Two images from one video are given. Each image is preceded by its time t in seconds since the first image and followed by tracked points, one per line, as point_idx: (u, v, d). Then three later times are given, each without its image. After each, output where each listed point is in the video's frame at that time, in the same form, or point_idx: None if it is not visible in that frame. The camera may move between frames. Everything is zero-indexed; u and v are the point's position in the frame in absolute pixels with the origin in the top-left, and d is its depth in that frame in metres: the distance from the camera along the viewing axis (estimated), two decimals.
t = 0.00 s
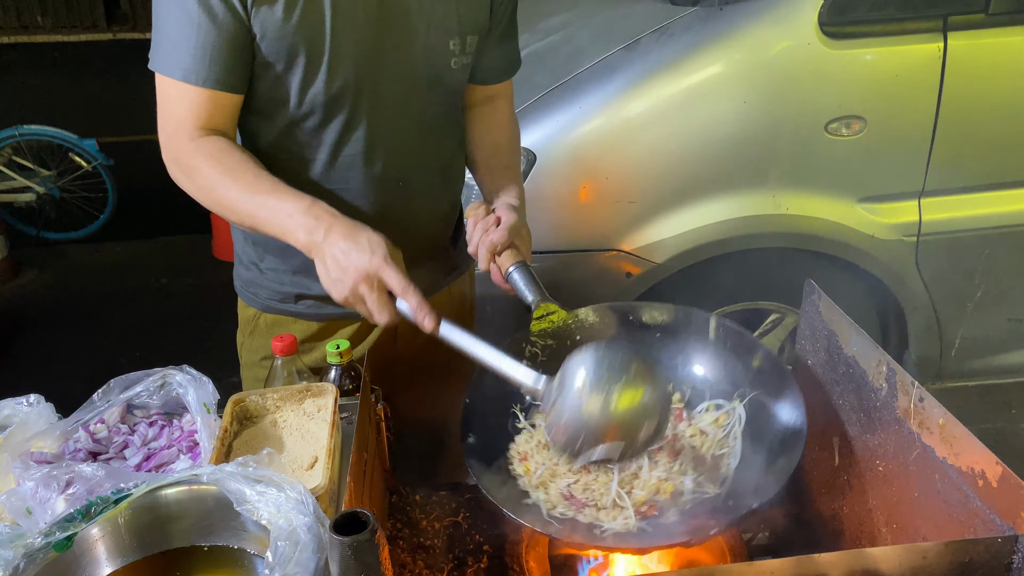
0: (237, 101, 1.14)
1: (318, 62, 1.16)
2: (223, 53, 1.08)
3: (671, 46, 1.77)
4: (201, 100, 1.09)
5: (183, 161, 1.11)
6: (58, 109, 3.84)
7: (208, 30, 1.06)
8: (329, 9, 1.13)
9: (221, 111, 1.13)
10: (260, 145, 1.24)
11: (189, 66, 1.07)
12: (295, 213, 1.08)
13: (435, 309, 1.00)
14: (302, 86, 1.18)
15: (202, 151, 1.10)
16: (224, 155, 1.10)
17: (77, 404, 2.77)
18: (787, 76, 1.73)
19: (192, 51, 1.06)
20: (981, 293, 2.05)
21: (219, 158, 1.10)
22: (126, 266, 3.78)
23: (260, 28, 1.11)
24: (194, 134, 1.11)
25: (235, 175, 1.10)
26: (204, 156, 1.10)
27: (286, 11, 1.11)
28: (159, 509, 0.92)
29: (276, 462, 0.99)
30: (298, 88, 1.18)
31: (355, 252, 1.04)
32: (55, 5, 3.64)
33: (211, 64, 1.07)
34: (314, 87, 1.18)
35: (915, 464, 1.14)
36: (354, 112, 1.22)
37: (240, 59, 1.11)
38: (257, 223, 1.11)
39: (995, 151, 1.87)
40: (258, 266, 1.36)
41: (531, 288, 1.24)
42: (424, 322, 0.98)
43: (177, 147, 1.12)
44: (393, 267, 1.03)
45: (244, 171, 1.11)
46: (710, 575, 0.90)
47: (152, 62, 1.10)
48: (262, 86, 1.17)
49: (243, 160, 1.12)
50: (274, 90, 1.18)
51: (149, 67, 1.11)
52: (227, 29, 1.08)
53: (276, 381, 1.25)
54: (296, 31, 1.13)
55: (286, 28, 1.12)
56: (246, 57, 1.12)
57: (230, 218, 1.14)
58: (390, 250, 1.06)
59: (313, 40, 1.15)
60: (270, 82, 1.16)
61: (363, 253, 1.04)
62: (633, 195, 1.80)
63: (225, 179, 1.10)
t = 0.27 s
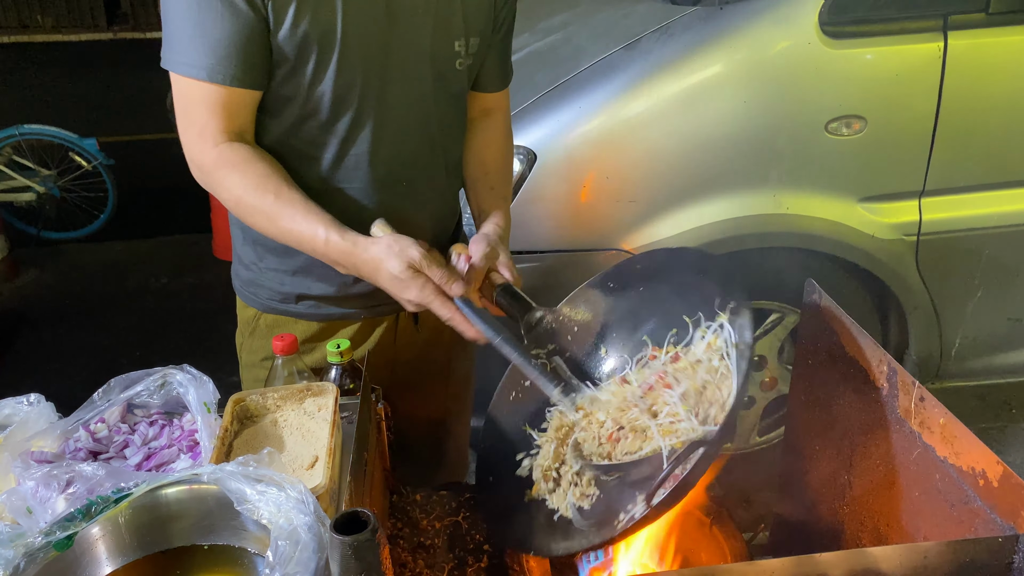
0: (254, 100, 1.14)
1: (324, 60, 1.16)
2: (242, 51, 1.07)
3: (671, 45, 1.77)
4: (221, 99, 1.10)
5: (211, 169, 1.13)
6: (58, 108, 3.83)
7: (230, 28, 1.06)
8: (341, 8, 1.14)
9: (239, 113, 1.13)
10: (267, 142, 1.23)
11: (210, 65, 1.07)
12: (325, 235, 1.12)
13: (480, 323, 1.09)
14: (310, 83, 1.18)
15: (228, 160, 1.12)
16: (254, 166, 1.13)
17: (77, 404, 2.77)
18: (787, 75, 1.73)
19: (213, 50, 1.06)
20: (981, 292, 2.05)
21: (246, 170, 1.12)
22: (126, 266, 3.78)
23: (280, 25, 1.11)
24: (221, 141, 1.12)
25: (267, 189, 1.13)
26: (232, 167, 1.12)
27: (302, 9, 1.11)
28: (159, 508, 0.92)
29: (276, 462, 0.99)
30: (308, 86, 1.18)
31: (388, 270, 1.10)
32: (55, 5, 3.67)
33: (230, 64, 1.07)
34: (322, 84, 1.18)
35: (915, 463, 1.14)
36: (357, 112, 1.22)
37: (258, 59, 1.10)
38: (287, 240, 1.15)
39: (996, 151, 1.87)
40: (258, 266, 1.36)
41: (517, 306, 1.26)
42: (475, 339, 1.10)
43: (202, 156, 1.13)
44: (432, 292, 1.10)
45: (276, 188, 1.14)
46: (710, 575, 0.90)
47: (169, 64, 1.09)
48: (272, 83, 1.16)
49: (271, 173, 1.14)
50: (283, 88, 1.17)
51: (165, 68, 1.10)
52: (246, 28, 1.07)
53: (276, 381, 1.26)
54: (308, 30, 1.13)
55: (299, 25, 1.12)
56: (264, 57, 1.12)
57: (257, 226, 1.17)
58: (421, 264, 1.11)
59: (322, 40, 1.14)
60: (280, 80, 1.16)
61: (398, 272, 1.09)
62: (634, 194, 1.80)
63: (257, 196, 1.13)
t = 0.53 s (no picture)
0: (252, 104, 1.13)
1: (326, 63, 1.16)
2: (242, 54, 1.07)
3: (671, 46, 1.77)
4: (220, 101, 1.09)
5: (202, 167, 1.12)
6: (59, 108, 3.84)
7: (230, 31, 1.05)
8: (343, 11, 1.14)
9: (236, 114, 1.12)
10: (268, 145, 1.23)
11: (209, 67, 1.06)
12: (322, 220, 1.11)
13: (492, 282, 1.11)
14: (311, 87, 1.17)
15: (220, 159, 1.10)
16: (246, 160, 1.11)
17: (77, 403, 2.77)
18: (786, 75, 1.73)
19: (212, 52, 1.05)
20: (981, 292, 2.05)
21: (238, 166, 1.11)
22: (126, 266, 3.79)
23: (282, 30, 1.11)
24: (212, 140, 1.11)
25: (259, 181, 1.11)
26: (224, 164, 1.11)
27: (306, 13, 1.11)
28: (160, 507, 0.92)
29: (276, 461, 0.99)
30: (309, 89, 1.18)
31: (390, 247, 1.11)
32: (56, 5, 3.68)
33: (231, 66, 1.06)
34: (323, 87, 1.18)
35: (915, 463, 1.14)
36: (358, 113, 1.22)
37: (258, 62, 1.10)
38: (284, 233, 1.14)
39: (995, 151, 1.87)
40: (258, 267, 1.36)
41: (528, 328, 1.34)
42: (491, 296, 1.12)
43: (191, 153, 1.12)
44: (437, 262, 1.12)
45: (269, 179, 1.13)
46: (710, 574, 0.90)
47: (169, 64, 1.08)
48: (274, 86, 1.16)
49: (263, 164, 1.13)
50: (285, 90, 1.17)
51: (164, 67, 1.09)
52: (247, 30, 1.07)
53: (276, 381, 1.26)
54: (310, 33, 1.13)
55: (303, 27, 1.11)
56: (265, 60, 1.11)
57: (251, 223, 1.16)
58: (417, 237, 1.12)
59: (326, 41, 1.14)
60: (280, 82, 1.16)
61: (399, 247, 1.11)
62: (634, 195, 1.80)
63: (252, 192, 1.11)
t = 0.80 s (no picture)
0: (242, 99, 1.14)
1: (324, 63, 1.17)
2: (233, 49, 1.08)
3: (671, 46, 1.78)
4: (209, 95, 1.10)
5: (183, 149, 1.11)
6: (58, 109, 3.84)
7: (223, 27, 1.06)
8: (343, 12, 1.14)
9: (226, 107, 1.13)
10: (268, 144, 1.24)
11: (198, 60, 1.07)
12: (300, 189, 1.09)
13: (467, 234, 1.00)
14: (310, 87, 1.18)
15: (203, 141, 1.10)
16: (227, 140, 1.11)
17: (77, 404, 2.78)
18: (786, 76, 1.73)
19: (203, 46, 1.06)
20: (980, 293, 2.05)
21: (219, 145, 1.10)
22: (126, 267, 3.79)
23: (277, 29, 1.12)
24: (194, 126, 1.11)
25: (238, 156, 1.10)
26: (206, 144, 1.10)
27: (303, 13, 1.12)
28: (160, 508, 0.93)
29: (276, 462, 1.00)
30: (306, 88, 1.19)
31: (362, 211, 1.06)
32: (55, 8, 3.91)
33: (224, 63, 1.08)
34: (321, 88, 1.18)
35: (911, 464, 1.15)
36: (358, 115, 1.23)
37: (250, 58, 1.11)
38: (266, 209, 1.12)
39: (994, 152, 1.87)
40: (258, 267, 1.37)
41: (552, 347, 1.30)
42: (464, 250, 0.98)
43: (178, 138, 1.11)
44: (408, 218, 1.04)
45: (248, 156, 1.11)
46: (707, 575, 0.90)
47: (161, 55, 1.10)
48: (270, 83, 1.18)
49: (244, 144, 1.12)
50: (284, 89, 1.19)
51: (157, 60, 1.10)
52: (239, 26, 1.08)
53: (276, 381, 1.26)
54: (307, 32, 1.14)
55: (299, 26, 1.13)
56: (257, 56, 1.13)
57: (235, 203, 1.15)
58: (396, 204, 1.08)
59: (324, 41, 1.15)
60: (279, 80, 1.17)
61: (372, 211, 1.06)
62: (633, 195, 1.80)
63: (228, 166, 1.09)
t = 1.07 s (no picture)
0: (238, 96, 1.15)
1: (325, 64, 1.17)
2: (227, 46, 1.09)
3: (670, 47, 1.78)
4: (203, 91, 1.10)
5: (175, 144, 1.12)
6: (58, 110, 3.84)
7: (217, 24, 1.07)
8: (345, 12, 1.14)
9: (222, 105, 1.14)
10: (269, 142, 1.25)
11: (191, 57, 1.08)
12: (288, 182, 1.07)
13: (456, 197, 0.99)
14: (310, 86, 1.19)
15: (196, 135, 1.10)
16: (219, 136, 1.11)
17: (77, 405, 2.78)
18: (786, 76, 1.73)
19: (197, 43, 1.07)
20: (980, 293, 2.05)
21: (210, 139, 1.10)
22: (126, 267, 3.79)
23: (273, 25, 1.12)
24: (187, 121, 1.11)
25: (228, 150, 1.10)
26: (196, 137, 1.10)
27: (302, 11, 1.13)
28: (160, 509, 0.93)
29: (276, 463, 0.99)
30: (307, 87, 1.19)
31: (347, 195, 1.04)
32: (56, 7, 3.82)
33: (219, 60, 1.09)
34: (322, 88, 1.18)
35: (911, 465, 1.15)
36: (359, 116, 1.23)
37: (245, 55, 1.12)
38: (254, 203, 1.09)
39: (995, 152, 1.87)
40: (259, 267, 1.37)
41: (553, 357, 1.32)
42: (452, 204, 0.97)
43: (173, 135, 1.12)
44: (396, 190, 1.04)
45: (238, 151, 1.10)
46: None
47: (158, 53, 1.11)
48: (269, 81, 1.18)
49: (235, 140, 1.12)
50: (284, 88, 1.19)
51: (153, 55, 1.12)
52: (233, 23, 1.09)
53: (276, 382, 1.26)
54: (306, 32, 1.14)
55: (298, 24, 1.13)
56: (252, 53, 1.13)
57: (224, 200, 1.13)
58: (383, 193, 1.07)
59: (325, 41, 1.16)
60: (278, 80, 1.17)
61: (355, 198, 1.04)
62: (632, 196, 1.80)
63: (217, 156, 1.09)
